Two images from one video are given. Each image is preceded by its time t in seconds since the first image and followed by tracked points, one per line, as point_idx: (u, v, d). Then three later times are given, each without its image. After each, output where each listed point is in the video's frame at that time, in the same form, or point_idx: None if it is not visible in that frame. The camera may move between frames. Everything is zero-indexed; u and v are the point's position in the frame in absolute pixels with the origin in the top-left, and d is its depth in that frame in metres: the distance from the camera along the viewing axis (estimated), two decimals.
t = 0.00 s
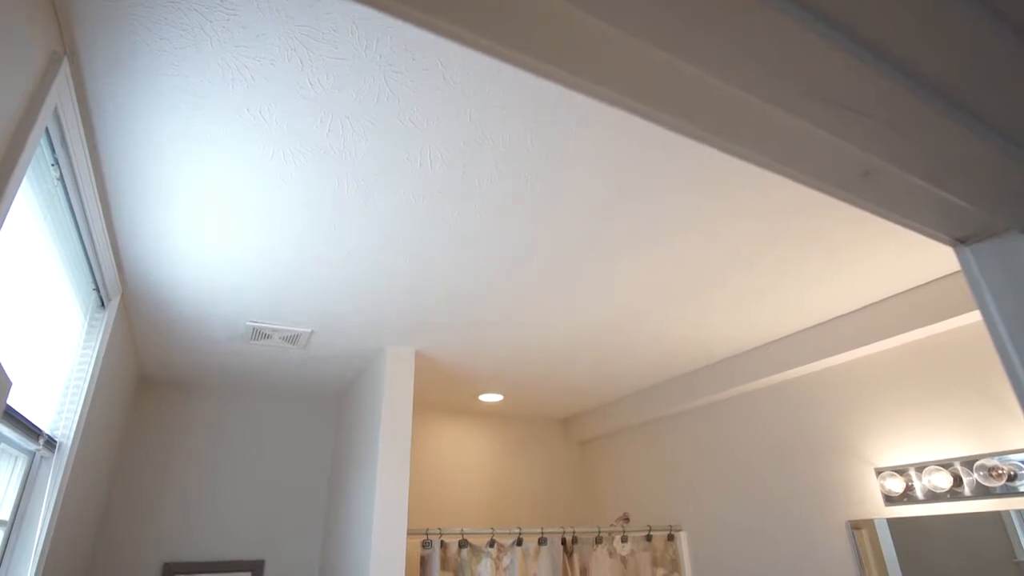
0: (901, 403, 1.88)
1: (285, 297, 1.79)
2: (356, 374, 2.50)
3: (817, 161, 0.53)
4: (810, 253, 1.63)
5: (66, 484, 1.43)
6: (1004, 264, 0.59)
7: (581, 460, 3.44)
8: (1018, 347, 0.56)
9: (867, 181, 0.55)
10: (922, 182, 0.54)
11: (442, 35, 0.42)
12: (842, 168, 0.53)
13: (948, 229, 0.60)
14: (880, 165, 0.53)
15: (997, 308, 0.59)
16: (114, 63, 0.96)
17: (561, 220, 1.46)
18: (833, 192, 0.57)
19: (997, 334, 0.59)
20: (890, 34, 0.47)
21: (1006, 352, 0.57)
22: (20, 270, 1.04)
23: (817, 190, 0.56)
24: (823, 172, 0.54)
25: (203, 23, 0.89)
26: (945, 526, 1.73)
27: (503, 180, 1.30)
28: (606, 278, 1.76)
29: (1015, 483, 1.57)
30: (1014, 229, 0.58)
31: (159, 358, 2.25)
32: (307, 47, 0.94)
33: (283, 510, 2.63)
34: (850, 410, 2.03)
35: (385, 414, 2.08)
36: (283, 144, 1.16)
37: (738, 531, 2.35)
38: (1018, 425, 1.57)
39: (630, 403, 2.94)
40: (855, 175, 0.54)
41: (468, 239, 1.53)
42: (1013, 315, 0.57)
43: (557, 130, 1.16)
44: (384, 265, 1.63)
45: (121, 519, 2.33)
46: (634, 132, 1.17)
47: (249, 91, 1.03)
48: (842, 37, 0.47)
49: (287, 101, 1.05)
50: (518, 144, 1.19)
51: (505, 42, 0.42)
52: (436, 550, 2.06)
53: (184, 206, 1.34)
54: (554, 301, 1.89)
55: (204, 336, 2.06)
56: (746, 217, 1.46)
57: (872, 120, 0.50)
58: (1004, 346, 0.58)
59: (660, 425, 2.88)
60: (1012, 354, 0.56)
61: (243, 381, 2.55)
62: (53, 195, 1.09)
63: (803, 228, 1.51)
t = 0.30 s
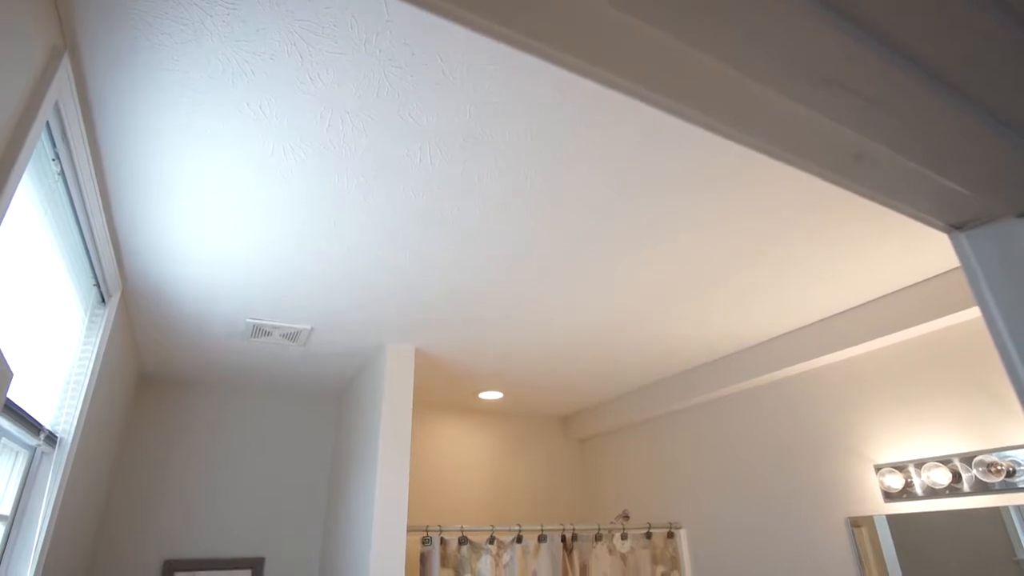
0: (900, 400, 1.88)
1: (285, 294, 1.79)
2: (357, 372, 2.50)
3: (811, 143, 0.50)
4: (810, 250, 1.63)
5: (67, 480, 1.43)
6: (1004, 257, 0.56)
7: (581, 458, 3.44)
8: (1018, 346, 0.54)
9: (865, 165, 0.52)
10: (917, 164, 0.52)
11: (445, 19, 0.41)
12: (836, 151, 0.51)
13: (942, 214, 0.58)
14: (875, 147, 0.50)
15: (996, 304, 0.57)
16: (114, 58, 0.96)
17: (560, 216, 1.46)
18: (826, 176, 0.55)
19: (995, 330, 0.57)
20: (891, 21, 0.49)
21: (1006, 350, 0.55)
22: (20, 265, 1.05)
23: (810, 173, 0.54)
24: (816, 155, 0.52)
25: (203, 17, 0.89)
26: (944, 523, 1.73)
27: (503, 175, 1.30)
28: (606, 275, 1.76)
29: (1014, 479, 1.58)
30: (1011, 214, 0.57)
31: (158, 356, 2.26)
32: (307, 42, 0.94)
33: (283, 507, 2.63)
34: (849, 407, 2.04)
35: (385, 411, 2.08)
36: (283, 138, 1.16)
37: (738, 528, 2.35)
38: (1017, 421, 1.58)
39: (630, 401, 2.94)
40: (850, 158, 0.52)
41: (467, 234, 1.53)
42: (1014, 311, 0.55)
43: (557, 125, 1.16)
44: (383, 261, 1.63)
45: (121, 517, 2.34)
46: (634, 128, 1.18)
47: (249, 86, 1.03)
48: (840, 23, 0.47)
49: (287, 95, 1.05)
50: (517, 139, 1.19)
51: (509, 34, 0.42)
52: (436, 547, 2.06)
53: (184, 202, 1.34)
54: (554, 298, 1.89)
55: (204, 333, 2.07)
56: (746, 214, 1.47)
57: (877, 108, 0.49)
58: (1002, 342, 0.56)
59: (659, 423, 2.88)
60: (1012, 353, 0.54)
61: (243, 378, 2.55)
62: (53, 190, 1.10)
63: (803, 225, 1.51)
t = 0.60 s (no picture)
0: (898, 395, 1.89)
1: (286, 289, 1.80)
2: (357, 368, 2.51)
3: (803, 125, 0.50)
4: (809, 245, 1.64)
5: (69, 473, 1.44)
6: (999, 248, 0.56)
7: (581, 455, 3.45)
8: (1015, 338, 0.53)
9: (858, 147, 0.53)
10: (908, 146, 0.52)
11: None
12: (829, 132, 0.51)
13: (934, 198, 0.58)
14: (867, 129, 0.51)
15: (992, 296, 0.56)
16: (117, 53, 0.96)
17: (560, 211, 1.47)
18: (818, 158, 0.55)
19: (993, 324, 0.56)
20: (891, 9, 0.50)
21: (1003, 343, 0.55)
22: (23, 257, 1.05)
23: (802, 155, 0.54)
24: (807, 136, 0.52)
25: (204, 11, 0.90)
26: (943, 516, 1.74)
27: (503, 170, 1.30)
28: (605, 270, 1.77)
29: (1012, 473, 1.59)
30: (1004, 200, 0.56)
31: (159, 352, 2.26)
32: (308, 35, 0.95)
33: (283, 503, 2.64)
34: (848, 403, 2.04)
35: (386, 406, 2.09)
36: (284, 132, 1.16)
37: (738, 523, 2.36)
38: (1015, 415, 1.59)
39: (630, 397, 2.95)
40: (844, 141, 0.52)
41: (466, 229, 1.53)
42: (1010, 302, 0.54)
43: (556, 119, 1.16)
44: (382, 256, 1.64)
45: (122, 513, 2.34)
46: (634, 122, 1.18)
47: (251, 80, 1.03)
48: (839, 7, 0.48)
49: (288, 89, 1.06)
50: (517, 133, 1.20)
51: (514, 18, 0.42)
52: (436, 542, 2.07)
53: (184, 197, 1.34)
54: (554, 293, 1.90)
55: (204, 329, 2.07)
56: (745, 209, 1.47)
57: (876, 94, 0.49)
58: (1000, 336, 0.55)
59: (659, 419, 2.89)
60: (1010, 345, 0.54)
61: (244, 374, 2.56)
62: (55, 184, 1.10)
63: (802, 220, 1.52)
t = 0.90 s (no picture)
0: (895, 387, 1.90)
1: (287, 282, 1.81)
2: (357, 361, 2.52)
3: (795, 104, 0.50)
4: (807, 237, 1.64)
5: (71, 463, 1.44)
6: (995, 234, 0.52)
7: (580, 449, 3.46)
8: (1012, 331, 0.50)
9: (845, 123, 0.51)
10: (901, 123, 0.50)
11: None
12: (821, 111, 0.50)
13: (928, 179, 0.55)
14: (858, 107, 0.49)
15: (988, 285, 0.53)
16: (118, 43, 0.97)
17: (560, 203, 1.47)
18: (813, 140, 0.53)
19: (989, 316, 0.53)
20: None
21: (1000, 336, 0.51)
22: (25, 246, 1.06)
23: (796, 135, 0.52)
24: (799, 116, 0.50)
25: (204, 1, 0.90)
26: (939, 506, 1.76)
27: (502, 161, 1.31)
28: (604, 263, 1.77)
29: (1007, 463, 1.60)
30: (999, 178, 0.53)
31: (160, 345, 2.28)
32: (308, 25, 0.95)
33: (283, 496, 2.65)
34: (845, 395, 2.06)
35: (386, 398, 2.10)
36: (284, 124, 1.17)
37: (736, 515, 2.38)
38: (1011, 406, 1.60)
39: (629, 391, 2.96)
40: (832, 117, 0.51)
41: (466, 221, 1.54)
42: (1007, 293, 0.51)
43: (555, 110, 1.17)
44: (383, 249, 1.64)
45: (124, 506, 2.35)
46: (634, 115, 1.19)
47: (251, 70, 1.04)
48: None
49: (288, 80, 1.06)
50: (517, 124, 1.20)
51: None
52: (436, 533, 2.07)
53: (185, 189, 1.35)
54: (553, 286, 1.90)
55: (204, 321, 2.08)
56: (743, 202, 1.48)
57: (865, 70, 0.49)
58: (996, 328, 0.52)
59: (658, 412, 2.90)
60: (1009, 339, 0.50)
61: (245, 368, 2.57)
62: (58, 174, 1.11)
63: (801, 212, 1.53)
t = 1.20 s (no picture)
0: (892, 375, 1.91)
1: (287, 270, 1.82)
2: (357, 351, 2.53)
3: (789, 79, 0.49)
4: (806, 225, 1.65)
5: (75, 449, 1.45)
6: (985, 217, 0.54)
7: (579, 438, 3.48)
8: (999, 304, 0.52)
9: (843, 102, 0.51)
10: (894, 101, 0.50)
11: None
12: (815, 89, 0.49)
13: (919, 157, 0.56)
14: (851, 85, 0.49)
15: (976, 261, 0.54)
16: (118, 30, 0.97)
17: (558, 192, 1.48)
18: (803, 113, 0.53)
19: (977, 291, 0.54)
20: None
21: (987, 310, 0.53)
22: (28, 233, 1.07)
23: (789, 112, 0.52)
24: (793, 93, 0.50)
25: None
26: (935, 493, 1.78)
27: (501, 150, 1.31)
28: (603, 252, 1.78)
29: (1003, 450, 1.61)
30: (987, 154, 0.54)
31: (161, 334, 2.29)
32: (308, 11, 0.95)
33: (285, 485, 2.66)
34: (843, 383, 2.07)
35: (386, 387, 2.11)
36: (283, 111, 1.17)
37: (733, 503, 2.39)
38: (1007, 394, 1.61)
39: (628, 380, 2.97)
40: (827, 96, 0.50)
41: (464, 210, 1.54)
42: (994, 267, 0.52)
43: (554, 98, 1.17)
44: (382, 237, 1.65)
45: (126, 493, 2.37)
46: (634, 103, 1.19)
47: (251, 57, 1.04)
48: None
49: (287, 66, 1.06)
50: (516, 111, 1.20)
51: None
52: (436, 521, 2.09)
53: (184, 177, 1.35)
54: (552, 275, 1.91)
55: (204, 310, 2.08)
56: (742, 190, 1.48)
57: (865, 49, 0.47)
58: (982, 301, 0.53)
59: (656, 402, 2.92)
60: (995, 312, 0.52)
61: (245, 357, 2.58)
62: (59, 161, 1.12)
63: (800, 201, 1.53)
